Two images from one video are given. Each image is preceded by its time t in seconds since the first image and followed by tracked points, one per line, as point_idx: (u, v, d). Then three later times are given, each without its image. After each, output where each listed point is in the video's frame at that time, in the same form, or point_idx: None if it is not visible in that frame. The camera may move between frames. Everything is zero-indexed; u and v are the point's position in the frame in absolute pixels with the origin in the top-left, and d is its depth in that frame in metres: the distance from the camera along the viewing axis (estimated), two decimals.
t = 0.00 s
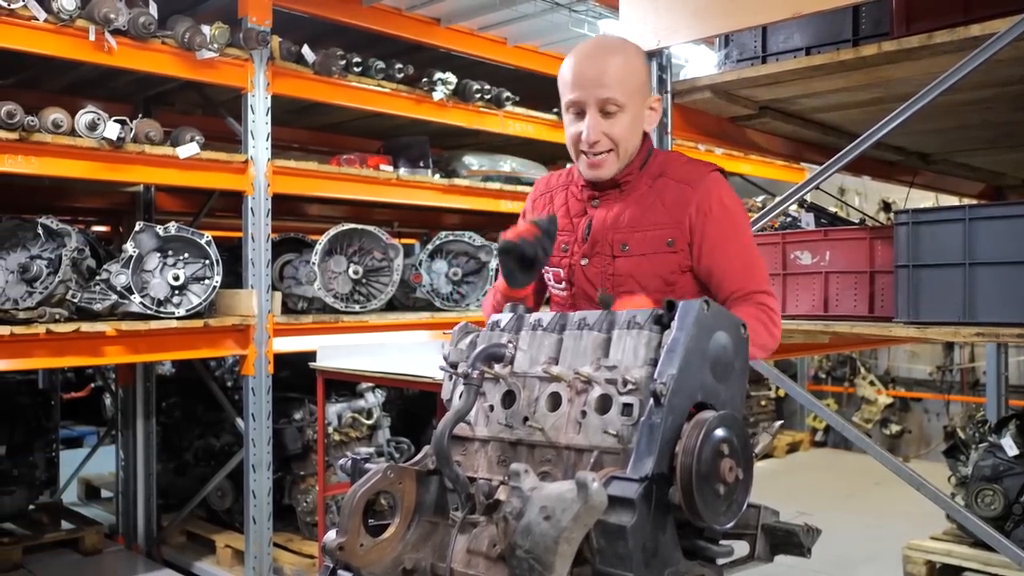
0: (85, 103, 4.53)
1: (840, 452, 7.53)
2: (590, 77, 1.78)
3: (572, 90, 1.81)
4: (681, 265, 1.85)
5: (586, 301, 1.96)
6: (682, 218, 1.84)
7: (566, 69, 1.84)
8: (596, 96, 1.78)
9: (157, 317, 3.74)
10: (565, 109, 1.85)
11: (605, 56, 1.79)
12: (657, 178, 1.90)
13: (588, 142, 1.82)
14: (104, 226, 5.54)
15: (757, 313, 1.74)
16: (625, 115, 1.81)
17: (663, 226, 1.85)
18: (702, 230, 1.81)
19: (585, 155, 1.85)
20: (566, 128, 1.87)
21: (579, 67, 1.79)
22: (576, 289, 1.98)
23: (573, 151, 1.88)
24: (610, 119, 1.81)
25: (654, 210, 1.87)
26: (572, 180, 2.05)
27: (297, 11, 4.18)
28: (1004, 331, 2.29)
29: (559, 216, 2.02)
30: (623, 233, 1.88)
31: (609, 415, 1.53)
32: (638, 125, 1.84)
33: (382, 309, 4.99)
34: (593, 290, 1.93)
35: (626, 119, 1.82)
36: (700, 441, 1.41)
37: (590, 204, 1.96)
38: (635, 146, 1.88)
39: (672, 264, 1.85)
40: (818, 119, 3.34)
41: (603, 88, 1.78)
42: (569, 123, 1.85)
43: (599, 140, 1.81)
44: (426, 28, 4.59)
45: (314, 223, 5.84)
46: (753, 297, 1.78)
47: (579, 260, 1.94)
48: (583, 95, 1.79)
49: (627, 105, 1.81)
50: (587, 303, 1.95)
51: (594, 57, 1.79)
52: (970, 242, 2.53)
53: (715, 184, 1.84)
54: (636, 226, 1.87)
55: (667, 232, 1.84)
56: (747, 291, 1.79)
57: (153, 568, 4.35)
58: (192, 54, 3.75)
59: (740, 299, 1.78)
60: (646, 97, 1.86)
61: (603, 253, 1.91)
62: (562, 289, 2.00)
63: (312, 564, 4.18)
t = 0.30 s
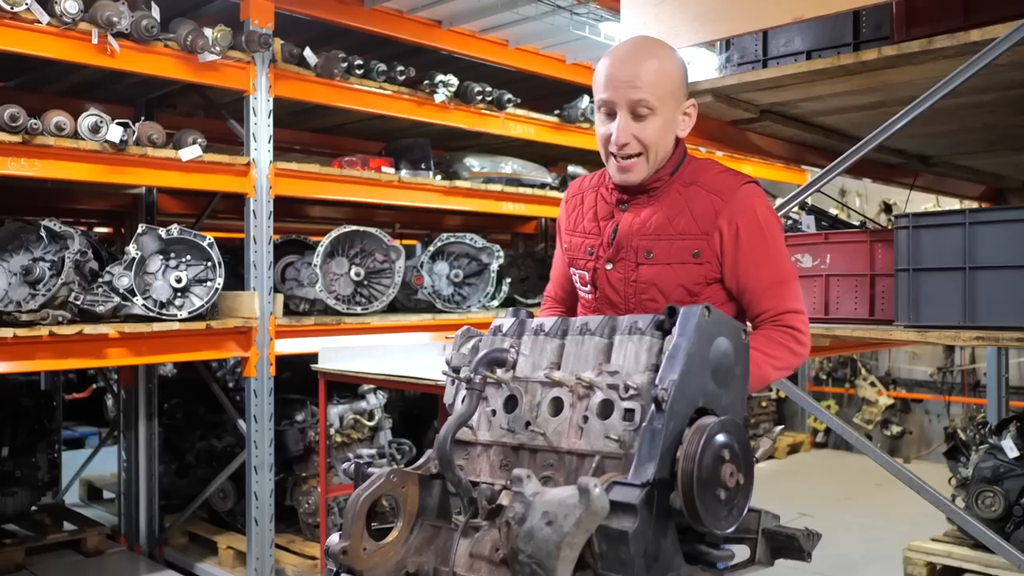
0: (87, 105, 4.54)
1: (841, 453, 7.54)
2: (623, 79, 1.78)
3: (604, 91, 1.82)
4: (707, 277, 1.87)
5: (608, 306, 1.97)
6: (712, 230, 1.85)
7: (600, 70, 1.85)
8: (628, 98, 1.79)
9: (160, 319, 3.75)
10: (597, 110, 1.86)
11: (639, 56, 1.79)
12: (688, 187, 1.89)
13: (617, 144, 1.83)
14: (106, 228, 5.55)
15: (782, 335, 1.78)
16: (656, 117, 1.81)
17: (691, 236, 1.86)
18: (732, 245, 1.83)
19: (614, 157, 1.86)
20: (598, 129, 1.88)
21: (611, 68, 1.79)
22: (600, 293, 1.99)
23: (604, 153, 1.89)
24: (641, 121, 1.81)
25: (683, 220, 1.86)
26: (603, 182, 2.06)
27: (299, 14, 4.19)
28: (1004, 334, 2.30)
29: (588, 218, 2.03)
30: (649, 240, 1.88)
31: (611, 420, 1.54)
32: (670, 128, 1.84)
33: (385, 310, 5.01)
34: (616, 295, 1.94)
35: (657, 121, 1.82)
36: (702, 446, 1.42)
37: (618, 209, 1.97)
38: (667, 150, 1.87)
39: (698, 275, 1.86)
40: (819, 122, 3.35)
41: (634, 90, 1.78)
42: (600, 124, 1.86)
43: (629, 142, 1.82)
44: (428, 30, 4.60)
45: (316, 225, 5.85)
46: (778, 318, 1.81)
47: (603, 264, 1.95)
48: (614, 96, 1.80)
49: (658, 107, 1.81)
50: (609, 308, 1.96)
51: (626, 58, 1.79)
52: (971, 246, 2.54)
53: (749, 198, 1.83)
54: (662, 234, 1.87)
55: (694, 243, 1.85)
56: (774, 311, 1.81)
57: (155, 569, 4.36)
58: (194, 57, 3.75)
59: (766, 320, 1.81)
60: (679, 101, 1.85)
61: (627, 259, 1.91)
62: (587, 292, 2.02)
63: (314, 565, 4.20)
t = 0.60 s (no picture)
0: (88, 107, 4.55)
1: (840, 454, 7.55)
2: (624, 67, 1.84)
3: (607, 79, 1.88)
4: (712, 274, 1.87)
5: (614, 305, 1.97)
6: (716, 227, 1.85)
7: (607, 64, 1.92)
8: (628, 84, 1.84)
9: (161, 320, 3.76)
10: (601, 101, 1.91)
11: (643, 48, 1.86)
12: (695, 185, 1.91)
13: (617, 130, 1.86)
14: (107, 229, 5.56)
15: (786, 321, 1.73)
16: (656, 105, 1.84)
17: (696, 233, 1.87)
18: (736, 241, 1.83)
19: (615, 145, 1.88)
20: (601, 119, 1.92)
21: (615, 57, 1.86)
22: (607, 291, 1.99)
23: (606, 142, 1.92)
24: (641, 108, 1.85)
25: (688, 218, 1.88)
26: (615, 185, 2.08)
27: (300, 15, 4.20)
28: (1003, 336, 2.31)
29: (598, 219, 2.06)
30: (655, 238, 1.90)
31: (611, 423, 1.55)
32: (671, 118, 1.87)
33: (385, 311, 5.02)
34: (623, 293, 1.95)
35: (656, 110, 1.85)
36: (702, 449, 1.43)
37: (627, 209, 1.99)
38: (668, 143, 1.89)
39: (703, 272, 1.87)
40: (819, 124, 3.35)
41: (635, 76, 1.83)
42: (603, 113, 1.90)
43: (627, 127, 1.85)
44: (428, 32, 4.61)
45: (316, 226, 5.86)
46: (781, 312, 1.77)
47: (611, 262, 1.97)
48: (616, 83, 1.85)
49: (659, 96, 1.84)
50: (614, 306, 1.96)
51: (630, 50, 1.87)
52: (970, 248, 2.55)
53: (755, 195, 1.84)
54: (668, 232, 1.89)
55: (699, 240, 1.86)
56: (777, 306, 1.78)
57: (155, 569, 4.37)
58: (195, 58, 3.76)
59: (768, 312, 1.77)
60: (683, 96, 1.88)
61: (634, 256, 1.93)
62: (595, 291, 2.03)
63: (315, 565, 4.21)
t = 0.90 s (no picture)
0: (87, 106, 4.55)
1: (840, 453, 7.56)
2: (618, 69, 1.83)
3: (599, 82, 1.85)
4: (700, 273, 1.88)
5: (602, 304, 1.96)
6: (704, 227, 1.87)
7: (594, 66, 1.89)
8: (623, 86, 1.82)
9: (161, 320, 3.76)
10: (591, 102, 1.88)
11: (634, 50, 1.84)
12: (680, 186, 1.92)
13: (611, 132, 1.85)
14: (107, 228, 5.56)
15: (774, 323, 1.77)
16: (650, 107, 1.84)
17: (685, 232, 1.88)
18: (724, 240, 1.85)
19: (607, 147, 1.87)
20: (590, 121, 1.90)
21: (606, 60, 1.84)
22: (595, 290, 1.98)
23: (596, 144, 1.91)
24: (635, 111, 1.84)
25: (677, 216, 1.89)
26: (595, 186, 2.07)
27: (300, 15, 4.19)
28: (1003, 336, 2.31)
29: (580, 219, 2.04)
30: (645, 237, 1.91)
31: (613, 422, 1.55)
32: (661, 121, 1.87)
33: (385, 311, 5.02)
34: (612, 291, 1.94)
35: (649, 113, 1.85)
36: (703, 448, 1.43)
37: (612, 208, 1.98)
38: (657, 144, 1.90)
39: (691, 271, 1.88)
40: (819, 124, 3.35)
41: (629, 79, 1.82)
42: (593, 115, 1.88)
43: (623, 130, 1.84)
44: (428, 31, 4.61)
45: (316, 225, 5.85)
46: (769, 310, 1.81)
47: (599, 261, 1.96)
48: (610, 86, 1.83)
49: (651, 99, 1.84)
50: (604, 305, 1.95)
51: (621, 52, 1.85)
52: (970, 247, 2.55)
53: (740, 196, 1.87)
54: (658, 231, 1.90)
55: (688, 239, 1.87)
56: (764, 306, 1.81)
57: (155, 569, 4.37)
58: (195, 58, 3.76)
59: (758, 310, 1.81)
60: (670, 98, 1.89)
61: (624, 255, 1.93)
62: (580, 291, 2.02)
63: (315, 565, 4.21)
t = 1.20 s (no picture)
0: (86, 106, 4.55)
1: (839, 453, 7.57)
2: (577, 66, 1.87)
3: (558, 79, 1.89)
4: (658, 267, 1.96)
5: (567, 300, 1.97)
6: (661, 223, 1.95)
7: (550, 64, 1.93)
8: (583, 82, 1.87)
9: (160, 320, 3.75)
10: (549, 98, 1.91)
11: (589, 49, 1.89)
12: (632, 184, 1.99)
13: (573, 127, 1.88)
14: (106, 228, 5.55)
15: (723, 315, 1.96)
16: (608, 103, 1.89)
17: (646, 227, 1.95)
18: (679, 235, 1.96)
19: (567, 142, 1.91)
20: (549, 118, 1.93)
21: (564, 57, 1.88)
22: (558, 287, 1.99)
23: (555, 140, 1.94)
24: (594, 107, 1.89)
25: (637, 213, 1.95)
26: (539, 186, 2.06)
27: (299, 14, 4.19)
28: (1003, 335, 2.31)
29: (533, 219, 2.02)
30: (609, 233, 1.94)
31: (613, 421, 1.55)
32: (616, 117, 1.93)
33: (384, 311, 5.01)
34: (579, 287, 1.95)
35: (607, 109, 1.90)
36: (704, 447, 1.43)
37: (567, 206, 1.99)
38: (612, 139, 1.95)
39: (651, 265, 1.95)
40: (819, 124, 3.36)
41: (588, 75, 1.87)
42: (552, 111, 1.91)
43: (583, 125, 1.88)
44: (427, 31, 4.61)
45: (315, 225, 5.85)
46: (716, 300, 2.01)
47: (562, 258, 1.96)
48: (569, 82, 1.87)
49: (609, 96, 1.90)
50: (570, 301, 1.97)
51: (578, 50, 1.89)
52: (970, 246, 2.55)
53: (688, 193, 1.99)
54: (620, 227, 1.94)
55: (650, 233, 1.94)
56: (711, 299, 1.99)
57: (154, 569, 4.37)
58: (194, 57, 3.75)
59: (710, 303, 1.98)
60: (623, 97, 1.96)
61: (589, 251, 1.95)
62: (540, 289, 2.02)
63: (314, 564, 4.21)
